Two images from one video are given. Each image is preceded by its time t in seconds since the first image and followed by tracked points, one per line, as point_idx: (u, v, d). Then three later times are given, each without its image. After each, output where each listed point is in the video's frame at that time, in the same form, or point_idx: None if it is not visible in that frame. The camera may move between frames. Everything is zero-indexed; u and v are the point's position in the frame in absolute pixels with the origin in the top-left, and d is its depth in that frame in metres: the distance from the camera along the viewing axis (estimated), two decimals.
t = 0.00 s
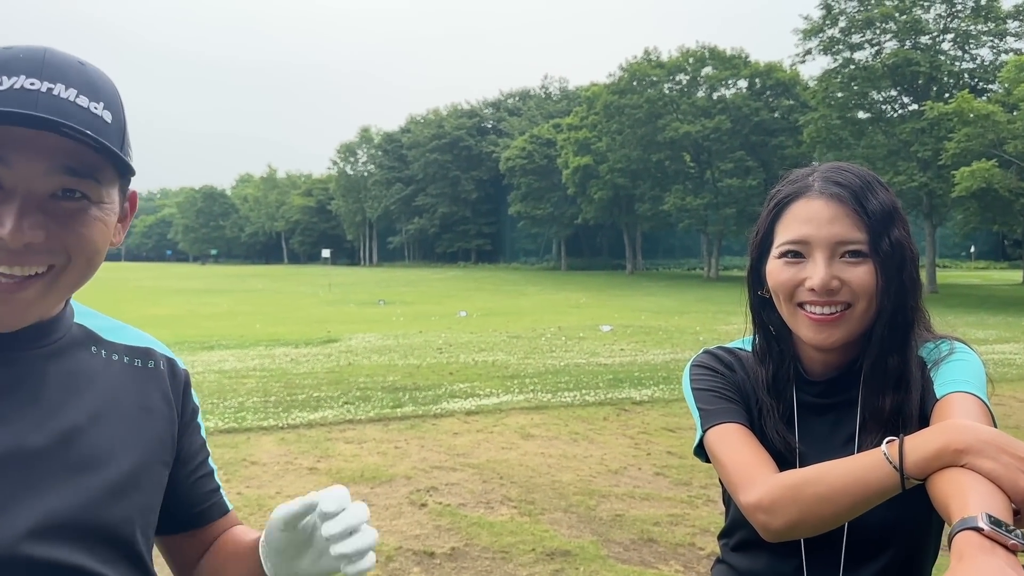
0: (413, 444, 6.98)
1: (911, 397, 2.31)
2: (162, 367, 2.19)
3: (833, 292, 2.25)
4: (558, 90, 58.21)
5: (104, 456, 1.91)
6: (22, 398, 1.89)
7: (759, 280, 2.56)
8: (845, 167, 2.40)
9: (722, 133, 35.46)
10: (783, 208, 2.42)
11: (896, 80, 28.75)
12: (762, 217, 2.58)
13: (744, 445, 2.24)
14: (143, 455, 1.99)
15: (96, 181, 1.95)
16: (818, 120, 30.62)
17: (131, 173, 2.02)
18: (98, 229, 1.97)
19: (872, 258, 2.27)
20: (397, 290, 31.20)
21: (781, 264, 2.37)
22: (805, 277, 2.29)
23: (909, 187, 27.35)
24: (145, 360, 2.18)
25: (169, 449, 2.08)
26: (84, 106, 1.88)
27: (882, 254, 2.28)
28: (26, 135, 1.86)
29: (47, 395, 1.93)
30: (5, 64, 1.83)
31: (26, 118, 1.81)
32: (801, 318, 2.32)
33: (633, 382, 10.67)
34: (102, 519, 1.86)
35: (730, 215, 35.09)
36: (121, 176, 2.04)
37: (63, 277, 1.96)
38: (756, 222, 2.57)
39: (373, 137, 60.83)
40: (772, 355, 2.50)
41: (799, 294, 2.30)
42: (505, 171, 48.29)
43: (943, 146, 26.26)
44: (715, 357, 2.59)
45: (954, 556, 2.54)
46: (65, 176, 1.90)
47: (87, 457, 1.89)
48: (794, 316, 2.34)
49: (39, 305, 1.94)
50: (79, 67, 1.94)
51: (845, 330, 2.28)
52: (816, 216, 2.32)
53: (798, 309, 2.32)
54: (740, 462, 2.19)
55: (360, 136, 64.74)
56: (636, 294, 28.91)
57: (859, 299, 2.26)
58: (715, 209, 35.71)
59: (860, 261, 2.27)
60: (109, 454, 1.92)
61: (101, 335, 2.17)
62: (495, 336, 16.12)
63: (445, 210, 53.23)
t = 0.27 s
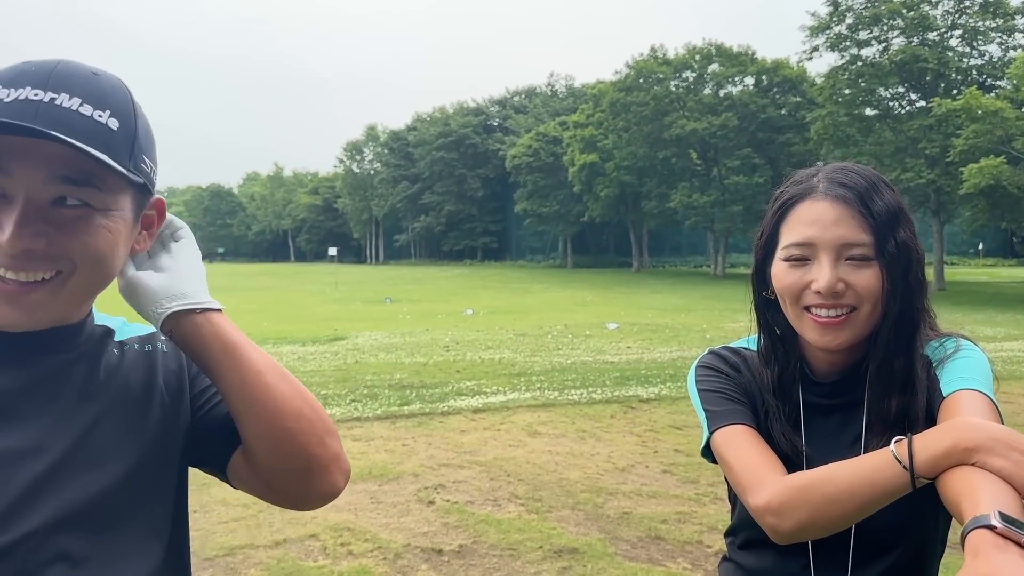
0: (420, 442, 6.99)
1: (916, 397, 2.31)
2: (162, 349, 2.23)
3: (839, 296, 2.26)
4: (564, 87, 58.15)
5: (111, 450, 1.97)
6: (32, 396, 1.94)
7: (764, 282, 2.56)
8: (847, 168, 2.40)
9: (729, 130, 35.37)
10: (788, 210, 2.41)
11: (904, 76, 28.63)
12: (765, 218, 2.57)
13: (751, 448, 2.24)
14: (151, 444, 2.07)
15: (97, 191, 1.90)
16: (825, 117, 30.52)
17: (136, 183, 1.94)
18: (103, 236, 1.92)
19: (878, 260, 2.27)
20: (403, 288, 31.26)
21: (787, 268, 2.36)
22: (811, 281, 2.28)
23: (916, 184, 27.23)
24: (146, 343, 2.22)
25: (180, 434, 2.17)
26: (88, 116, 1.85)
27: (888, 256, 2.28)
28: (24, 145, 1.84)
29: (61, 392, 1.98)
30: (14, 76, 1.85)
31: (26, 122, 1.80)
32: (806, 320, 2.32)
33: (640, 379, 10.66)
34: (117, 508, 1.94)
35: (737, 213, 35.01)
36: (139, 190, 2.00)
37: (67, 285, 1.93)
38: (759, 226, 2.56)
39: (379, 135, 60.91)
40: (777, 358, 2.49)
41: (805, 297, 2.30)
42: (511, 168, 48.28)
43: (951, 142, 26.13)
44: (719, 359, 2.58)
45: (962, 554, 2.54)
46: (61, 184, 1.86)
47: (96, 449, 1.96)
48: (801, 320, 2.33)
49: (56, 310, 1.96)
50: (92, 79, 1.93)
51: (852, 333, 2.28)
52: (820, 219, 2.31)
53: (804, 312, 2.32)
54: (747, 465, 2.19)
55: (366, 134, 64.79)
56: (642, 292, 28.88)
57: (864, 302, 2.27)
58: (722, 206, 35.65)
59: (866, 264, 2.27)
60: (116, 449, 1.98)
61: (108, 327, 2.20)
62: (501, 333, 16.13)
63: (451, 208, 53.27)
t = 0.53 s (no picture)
0: (425, 440, 7.03)
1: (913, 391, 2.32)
2: (186, 343, 2.28)
3: (826, 289, 2.28)
4: (567, 85, 58.13)
5: (132, 442, 2.01)
6: (55, 386, 1.97)
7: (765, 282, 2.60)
8: (838, 166, 2.43)
9: (733, 128, 35.34)
10: (782, 207, 2.45)
11: (908, 73, 28.57)
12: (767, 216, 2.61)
13: (753, 440, 2.26)
14: (171, 438, 2.10)
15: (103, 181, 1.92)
16: (829, 114, 30.48)
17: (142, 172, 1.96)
18: (109, 226, 1.92)
19: (864, 254, 2.28)
20: (407, 286, 31.29)
21: (780, 263, 2.40)
22: (799, 275, 2.31)
23: (921, 181, 27.18)
24: (171, 336, 2.28)
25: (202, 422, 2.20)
26: (92, 103, 1.88)
27: (876, 249, 2.29)
28: (29, 134, 1.87)
29: (86, 382, 2.01)
30: (23, 70, 1.89)
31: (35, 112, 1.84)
32: (799, 316, 2.35)
33: (643, 377, 10.68)
34: (137, 498, 1.98)
35: (741, 210, 34.99)
36: (151, 177, 2.01)
37: (79, 274, 1.93)
38: (761, 223, 2.60)
39: (382, 134, 60.95)
40: (778, 349, 2.51)
41: (794, 291, 2.33)
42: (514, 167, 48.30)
43: (956, 139, 26.09)
44: (724, 351, 2.61)
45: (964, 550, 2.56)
46: (67, 172, 1.88)
47: (119, 440, 1.99)
48: (792, 313, 2.36)
49: (69, 303, 1.95)
50: (99, 70, 1.97)
51: (842, 327, 2.30)
52: (809, 214, 2.34)
53: (794, 306, 2.34)
54: (748, 455, 2.22)
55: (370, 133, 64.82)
56: (646, 290, 28.86)
57: (851, 296, 2.28)
58: (725, 204, 35.62)
59: (853, 257, 2.29)
60: (137, 442, 2.02)
61: (134, 319, 2.25)
62: (505, 332, 16.15)
63: (455, 207, 53.31)
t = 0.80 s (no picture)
0: (429, 436, 7.05)
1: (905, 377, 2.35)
2: (204, 331, 2.31)
3: (817, 274, 2.29)
4: (570, 81, 58.08)
5: (152, 428, 2.03)
6: (77, 373, 1.98)
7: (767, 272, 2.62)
8: (834, 158, 2.46)
9: (736, 123, 35.27)
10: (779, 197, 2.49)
11: (912, 67, 28.50)
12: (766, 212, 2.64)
13: (752, 428, 2.28)
14: (187, 428, 2.11)
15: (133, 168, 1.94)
16: (832, 109, 30.41)
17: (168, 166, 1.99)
18: (139, 216, 1.95)
19: (855, 239, 2.30)
20: (410, 283, 31.29)
21: (774, 250, 2.41)
22: (791, 260, 2.33)
23: (925, 175, 27.11)
24: (188, 323, 2.30)
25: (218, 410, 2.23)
26: (120, 95, 1.90)
27: (866, 235, 2.31)
28: (60, 125, 1.90)
29: (108, 370, 2.02)
30: (52, 63, 1.91)
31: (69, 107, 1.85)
32: (791, 302, 2.36)
33: (647, 373, 10.71)
34: (155, 485, 2.01)
35: (745, 205, 34.97)
36: (174, 169, 2.04)
37: (106, 262, 1.94)
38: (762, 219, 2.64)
39: (385, 131, 60.93)
40: (776, 339, 2.54)
41: (787, 277, 2.35)
42: (517, 163, 48.28)
43: (960, 133, 26.02)
44: (726, 343, 2.62)
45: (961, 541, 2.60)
46: (101, 162, 1.91)
47: (139, 428, 2.01)
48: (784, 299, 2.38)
49: (95, 291, 1.96)
50: (124, 65, 1.99)
51: (832, 310, 2.31)
52: (802, 203, 2.37)
53: (786, 291, 2.36)
54: (746, 445, 2.24)
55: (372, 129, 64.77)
56: (650, 285, 28.86)
57: (839, 280, 2.30)
58: (729, 199, 35.59)
59: (843, 243, 2.30)
60: (157, 431, 2.04)
61: (154, 307, 2.28)
62: (508, 328, 16.16)
63: (457, 203, 53.30)
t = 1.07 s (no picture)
0: (439, 432, 7.09)
1: (924, 363, 2.36)
2: (214, 323, 2.34)
3: (851, 264, 2.31)
4: (574, 78, 58.03)
5: (176, 418, 2.07)
6: (107, 364, 2.00)
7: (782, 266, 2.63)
8: (848, 152, 2.48)
9: (741, 118, 35.18)
10: (801, 190, 2.49)
11: (916, 62, 28.42)
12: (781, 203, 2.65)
13: (771, 420, 2.31)
14: (205, 422, 2.16)
15: (169, 167, 2.01)
16: (837, 105, 30.33)
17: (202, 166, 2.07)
18: (174, 211, 2.01)
19: (886, 230, 2.32)
20: (416, 280, 31.35)
21: (802, 244, 2.42)
22: (824, 252, 2.34)
23: (930, 171, 27.04)
24: (199, 316, 2.32)
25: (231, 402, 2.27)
26: (160, 97, 1.95)
27: (895, 225, 2.33)
28: (102, 123, 1.95)
29: (133, 361, 2.05)
30: (93, 63, 1.95)
31: (110, 107, 1.90)
32: (825, 293, 2.37)
33: (655, 369, 10.73)
34: (180, 469, 2.05)
35: (750, 201, 34.95)
36: (201, 169, 2.09)
37: (140, 256, 1.99)
38: (776, 212, 2.65)
39: (390, 128, 60.97)
40: (793, 332, 2.56)
41: (820, 269, 2.35)
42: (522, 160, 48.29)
43: (965, 128, 25.92)
44: (745, 337, 2.66)
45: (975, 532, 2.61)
46: (143, 161, 1.97)
47: (164, 417, 2.05)
48: (815, 291, 2.39)
49: (127, 283, 2.01)
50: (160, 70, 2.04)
51: (866, 300, 2.33)
52: (831, 196, 2.38)
53: (817, 283, 2.37)
54: (765, 437, 2.27)
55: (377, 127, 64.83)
56: (656, 281, 28.92)
57: (873, 271, 2.31)
58: (734, 195, 35.55)
59: (875, 234, 2.32)
60: (183, 422, 2.09)
61: (165, 300, 2.29)
62: (515, 325, 16.20)
63: (462, 200, 53.32)
